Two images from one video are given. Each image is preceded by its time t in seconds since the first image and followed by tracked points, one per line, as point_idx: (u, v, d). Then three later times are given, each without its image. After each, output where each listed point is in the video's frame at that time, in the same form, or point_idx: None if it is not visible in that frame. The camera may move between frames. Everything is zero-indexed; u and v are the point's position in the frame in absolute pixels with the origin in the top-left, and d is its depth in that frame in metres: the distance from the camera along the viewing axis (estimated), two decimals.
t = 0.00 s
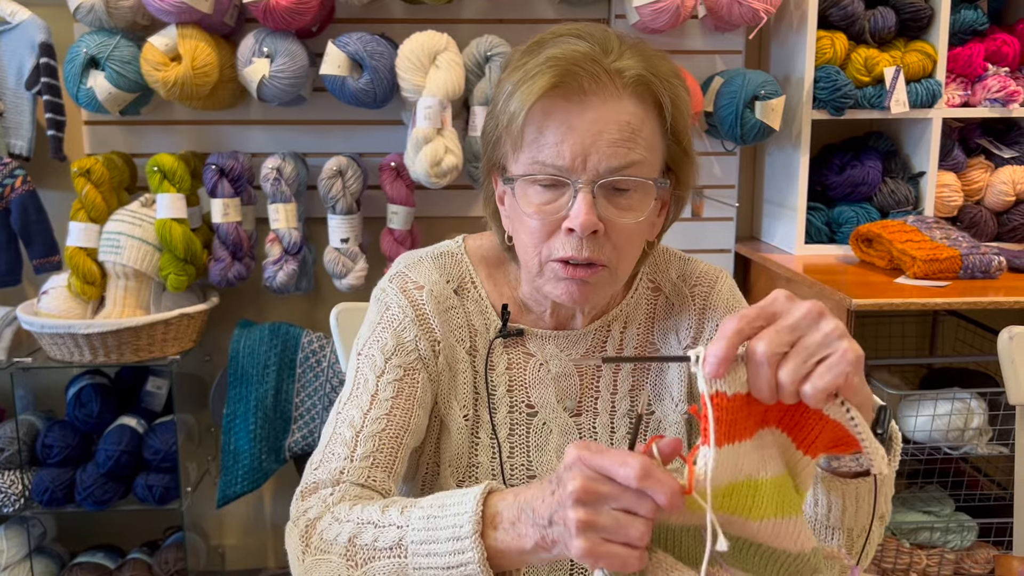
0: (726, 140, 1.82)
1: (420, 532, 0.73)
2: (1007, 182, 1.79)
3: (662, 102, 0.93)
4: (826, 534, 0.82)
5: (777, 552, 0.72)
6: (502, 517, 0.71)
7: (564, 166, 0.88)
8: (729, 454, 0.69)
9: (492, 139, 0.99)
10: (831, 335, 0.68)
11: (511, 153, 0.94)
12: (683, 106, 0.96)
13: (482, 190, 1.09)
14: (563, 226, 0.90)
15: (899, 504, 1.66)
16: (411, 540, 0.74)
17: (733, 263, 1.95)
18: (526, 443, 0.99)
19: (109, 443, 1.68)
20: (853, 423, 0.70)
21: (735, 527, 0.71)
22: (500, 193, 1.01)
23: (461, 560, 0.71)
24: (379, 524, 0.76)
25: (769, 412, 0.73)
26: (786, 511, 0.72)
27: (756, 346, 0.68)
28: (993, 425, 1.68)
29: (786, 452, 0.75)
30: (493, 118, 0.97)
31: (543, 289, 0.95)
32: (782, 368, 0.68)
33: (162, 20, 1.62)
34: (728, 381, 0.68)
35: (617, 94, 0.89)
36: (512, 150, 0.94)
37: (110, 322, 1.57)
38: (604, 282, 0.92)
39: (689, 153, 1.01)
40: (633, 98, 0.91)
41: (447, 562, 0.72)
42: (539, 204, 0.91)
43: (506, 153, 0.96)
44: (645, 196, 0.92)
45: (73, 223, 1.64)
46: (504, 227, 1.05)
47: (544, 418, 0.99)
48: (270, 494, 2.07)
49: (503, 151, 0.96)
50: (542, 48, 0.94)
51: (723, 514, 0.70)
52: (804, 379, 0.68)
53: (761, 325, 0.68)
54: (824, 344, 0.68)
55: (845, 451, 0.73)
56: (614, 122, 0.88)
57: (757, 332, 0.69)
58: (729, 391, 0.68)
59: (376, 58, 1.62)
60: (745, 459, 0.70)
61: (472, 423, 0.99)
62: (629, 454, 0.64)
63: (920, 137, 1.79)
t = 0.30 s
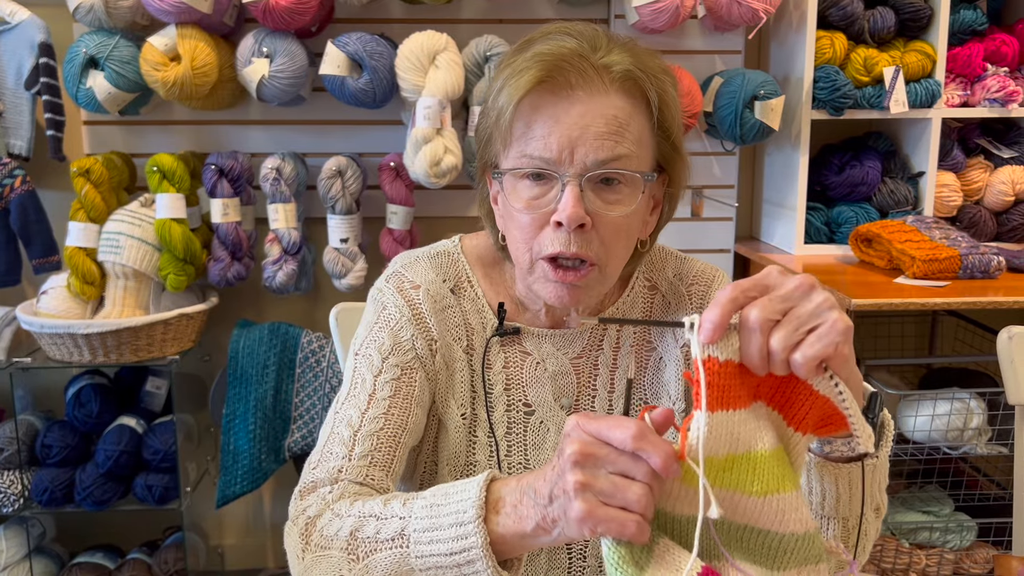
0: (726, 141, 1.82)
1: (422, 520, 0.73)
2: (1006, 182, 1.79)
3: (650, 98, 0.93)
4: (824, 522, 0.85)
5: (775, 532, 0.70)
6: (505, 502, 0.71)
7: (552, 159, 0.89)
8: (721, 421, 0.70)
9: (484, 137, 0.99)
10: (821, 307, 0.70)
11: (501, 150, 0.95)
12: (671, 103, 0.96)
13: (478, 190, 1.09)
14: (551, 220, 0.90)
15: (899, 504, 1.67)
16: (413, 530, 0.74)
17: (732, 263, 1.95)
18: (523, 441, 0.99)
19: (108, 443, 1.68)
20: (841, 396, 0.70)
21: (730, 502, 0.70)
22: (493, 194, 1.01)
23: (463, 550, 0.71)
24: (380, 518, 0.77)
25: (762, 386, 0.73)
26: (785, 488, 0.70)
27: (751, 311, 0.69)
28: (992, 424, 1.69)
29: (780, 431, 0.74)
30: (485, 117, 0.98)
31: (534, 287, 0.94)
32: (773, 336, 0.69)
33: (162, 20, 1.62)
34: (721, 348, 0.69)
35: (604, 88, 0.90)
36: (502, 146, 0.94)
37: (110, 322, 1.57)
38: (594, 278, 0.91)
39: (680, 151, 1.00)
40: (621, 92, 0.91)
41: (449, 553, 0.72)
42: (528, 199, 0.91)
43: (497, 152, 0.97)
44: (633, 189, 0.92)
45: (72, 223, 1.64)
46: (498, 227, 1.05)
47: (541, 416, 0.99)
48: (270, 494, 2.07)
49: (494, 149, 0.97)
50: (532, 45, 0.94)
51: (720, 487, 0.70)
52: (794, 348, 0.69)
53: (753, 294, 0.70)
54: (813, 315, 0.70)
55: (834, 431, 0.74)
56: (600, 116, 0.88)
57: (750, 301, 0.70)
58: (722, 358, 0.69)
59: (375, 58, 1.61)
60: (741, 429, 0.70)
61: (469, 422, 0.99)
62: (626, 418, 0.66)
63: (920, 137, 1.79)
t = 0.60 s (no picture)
0: (725, 141, 1.82)
1: (423, 517, 0.74)
2: (1006, 182, 1.79)
3: (645, 98, 0.93)
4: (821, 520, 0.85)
5: (775, 525, 0.70)
6: (506, 498, 0.71)
7: (546, 159, 0.89)
8: (720, 409, 0.70)
9: (480, 138, 0.99)
10: (820, 297, 0.70)
11: (497, 150, 0.95)
12: (666, 103, 0.95)
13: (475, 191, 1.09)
14: (547, 221, 0.90)
15: (898, 504, 1.67)
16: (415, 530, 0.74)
17: (732, 263, 1.95)
18: (522, 440, 0.99)
19: (107, 443, 1.68)
20: (838, 386, 0.71)
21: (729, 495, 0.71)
22: (490, 197, 1.01)
23: (465, 547, 0.71)
24: (380, 515, 0.77)
25: (760, 376, 0.73)
26: (783, 481, 0.70)
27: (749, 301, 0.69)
28: (991, 424, 1.68)
29: (778, 423, 0.74)
30: (480, 117, 0.98)
31: (530, 288, 0.94)
32: (771, 325, 0.69)
33: (162, 20, 1.62)
34: (720, 337, 0.70)
35: (599, 89, 0.90)
36: (497, 147, 0.94)
37: (109, 323, 1.56)
38: (590, 279, 0.91)
39: (677, 151, 1.00)
40: (615, 93, 0.91)
41: (451, 551, 0.72)
42: (524, 200, 0.91)
43: (492, 153, 0.97)
44: (628, 189, 0.91)
45: (72, 223, 1.64)
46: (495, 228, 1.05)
47: (539, 415, 0.99)
48: (269, 494, 2.07)
49: (490, 150, 0.97)
50: (527, 46, 0.95)
51: (720, 479, 0.70)
52: (792, 337, 0.69)
53: (752, 284, 0.70)
54: (812, 305, 0.70)
55: (832, 425, 0.73)
56: (594, 117, 0.88)
57: (749, 291, 0.70)
58: (721, 345, 0.70)
59: (375, 59, 1.61)
60: (740, 418, 0.70)
61: (468, 420, 0.99)
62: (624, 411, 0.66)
63: (919, 137, 1.79)
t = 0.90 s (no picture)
0: (725, 141, 1.82)
1: (420, 544, 0.73)
2: (1006, 182, 1.79)
3: (644, 106, 0.92)
4: (829, 535, 0.83)
5: (781, 551, 0.74)
6: (503, 536, 0.71)
7: (544, 169, 0.89)
8: (735, 453, 0.71)
9: (478, 142, 0.99)
10: (842, 334, 0.67)
11: (496, 156, 0.95)
12: (666, 110, 0.95)
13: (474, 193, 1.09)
14: (543, 230, 0.90)
15: (898, 504, 1.66)
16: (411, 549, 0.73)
17: (731, 263, 1.95)
18: (521, 441, 0.99)
19: (107, 443, 1.68)
20: (860, 423, 0.71)
21: (741, 527, 0.73)
22: (487, 198, 1.01)
23: (460, 568, 0.71)
24: (380, 532, 0.76)
25: (775, 413, 0.74)
26: (795, 513, 0.74)
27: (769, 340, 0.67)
28: (991, 425, 1.68)
29: (791, 453, 0.75)
30: (479, 122, 0.98)
31: (527, 294, 0.95)
32: (794, 366, 0.67)
33: (162, 20, 1.61)
34: (739, 381, 0.68)
35: (598, 97, 0.89)
36: (496, 153, 0.94)
37: (109, 323, 1.57)
38: (588, 288, 0.91)
39: (676, 157, 1.00)
40: (614, 101, 0.90)
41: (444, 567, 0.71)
42: (521, 207, 0.91)
43: (491, 157, 0.97)
44: (626, 199, 0.92)
45: (72, 223, 1.64)
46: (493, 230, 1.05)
47: (539, 416, 0.99)
48: (269, 494, 2.07)
49: (489, 154, 0.97)
50: (526, 51, 0.94)
51: (728, 515, 0.72)
52: (815, 378, 0.68)
53: (772, 322, 0.68)
54: (835, 343, 0.67)
55: (849, 452, 0.75)
56: (593, 126, 0.88)
57: (769, 328, 0.68)
58: (739, 390, 0.69)
59: (375, 59, 1.62)
60: (753, 459, 0.72)
61: (467, 421, 0.99)
62: (632, 488, 0.63)
63: (919, 137, 1.79)
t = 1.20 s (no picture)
0: (725, 141, 1.82)
1: (420, 548, 0.73)
2: (1006, 182, 1.79)
3: (643, 114, 0.92)
4: (829, 538, 0.84)
5: (781, 558, 0.75)
6: (502, 543, 0.71)
7: (543, 176, 0.89)
8: (737, 467, 0.71)
9: (478, 146, 0.99)
10: (846, 348, 0.69)
11: (495, 160, 0.95)
12: (666, 117, 0.95)
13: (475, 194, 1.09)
14: (541, 236, 0.91)
15: (898, 503, 1.66)
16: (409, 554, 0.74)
17: (731, 263, 1.95)
18: (521, 441, 0.99)
19: (107, 443, 1.68)
20: (864, 435, 0.71)
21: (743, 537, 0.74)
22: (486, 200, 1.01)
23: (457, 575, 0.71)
24: (379, 535, 0.76)
25: (777, 425, 0.75)
26: (797, 524, 0.74)
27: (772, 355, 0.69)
28: (991, 424, 1.68)
29: (792, 463, 0.76)
30: (478, 126, 0.98)
31: (526, 299, 0.95)
32: (797, 381, 0.70)
33: (162, 20, 1.61)
34: (741, 397, 0.70)
35: (598, 105, 0.89)
36: (495, 158, 0.94)
37: (109, 323, 1.57)
38: (585, 293, 0.92)
39: (677, 162, 1.00)
40: (614, 109, 0.90)
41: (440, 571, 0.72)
42: (520, 213, 0.91)
43: (490, 162, 0.97)
44: (625, 207, 0.92)
45: (71, 223, 1.64)
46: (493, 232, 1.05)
47: (539, 417, 0.99)
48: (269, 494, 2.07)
49: (489, 158, 0.97)
50: (526, 56, 0.94)
51: (731, 527, 0.73)
52: (818, 393, 0.70)
53: (775, 336, 0.70)
54: (838, 357, 0.70)
55: (851, 463, 0.75)
56: (592, 134, 0.88)
57: (771, 343, 0.70)
58: (740, 405, 0.70)
59: (374, 58, 1.61)
60: (755, 472, 0.72)
61: (467, 422, 0.99)
62: (633, 504, 0.64)
63: (919, 137, 1.79)
